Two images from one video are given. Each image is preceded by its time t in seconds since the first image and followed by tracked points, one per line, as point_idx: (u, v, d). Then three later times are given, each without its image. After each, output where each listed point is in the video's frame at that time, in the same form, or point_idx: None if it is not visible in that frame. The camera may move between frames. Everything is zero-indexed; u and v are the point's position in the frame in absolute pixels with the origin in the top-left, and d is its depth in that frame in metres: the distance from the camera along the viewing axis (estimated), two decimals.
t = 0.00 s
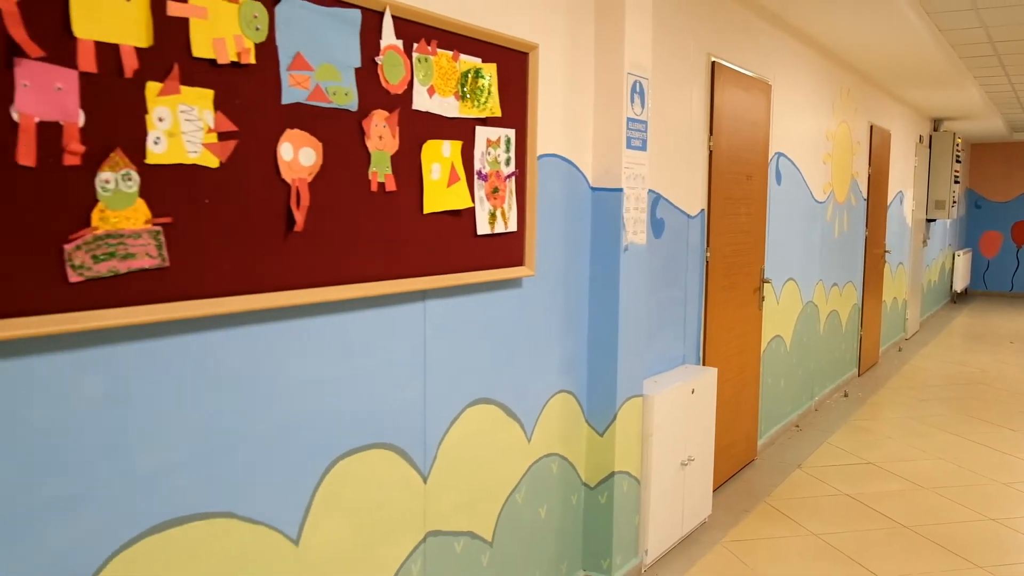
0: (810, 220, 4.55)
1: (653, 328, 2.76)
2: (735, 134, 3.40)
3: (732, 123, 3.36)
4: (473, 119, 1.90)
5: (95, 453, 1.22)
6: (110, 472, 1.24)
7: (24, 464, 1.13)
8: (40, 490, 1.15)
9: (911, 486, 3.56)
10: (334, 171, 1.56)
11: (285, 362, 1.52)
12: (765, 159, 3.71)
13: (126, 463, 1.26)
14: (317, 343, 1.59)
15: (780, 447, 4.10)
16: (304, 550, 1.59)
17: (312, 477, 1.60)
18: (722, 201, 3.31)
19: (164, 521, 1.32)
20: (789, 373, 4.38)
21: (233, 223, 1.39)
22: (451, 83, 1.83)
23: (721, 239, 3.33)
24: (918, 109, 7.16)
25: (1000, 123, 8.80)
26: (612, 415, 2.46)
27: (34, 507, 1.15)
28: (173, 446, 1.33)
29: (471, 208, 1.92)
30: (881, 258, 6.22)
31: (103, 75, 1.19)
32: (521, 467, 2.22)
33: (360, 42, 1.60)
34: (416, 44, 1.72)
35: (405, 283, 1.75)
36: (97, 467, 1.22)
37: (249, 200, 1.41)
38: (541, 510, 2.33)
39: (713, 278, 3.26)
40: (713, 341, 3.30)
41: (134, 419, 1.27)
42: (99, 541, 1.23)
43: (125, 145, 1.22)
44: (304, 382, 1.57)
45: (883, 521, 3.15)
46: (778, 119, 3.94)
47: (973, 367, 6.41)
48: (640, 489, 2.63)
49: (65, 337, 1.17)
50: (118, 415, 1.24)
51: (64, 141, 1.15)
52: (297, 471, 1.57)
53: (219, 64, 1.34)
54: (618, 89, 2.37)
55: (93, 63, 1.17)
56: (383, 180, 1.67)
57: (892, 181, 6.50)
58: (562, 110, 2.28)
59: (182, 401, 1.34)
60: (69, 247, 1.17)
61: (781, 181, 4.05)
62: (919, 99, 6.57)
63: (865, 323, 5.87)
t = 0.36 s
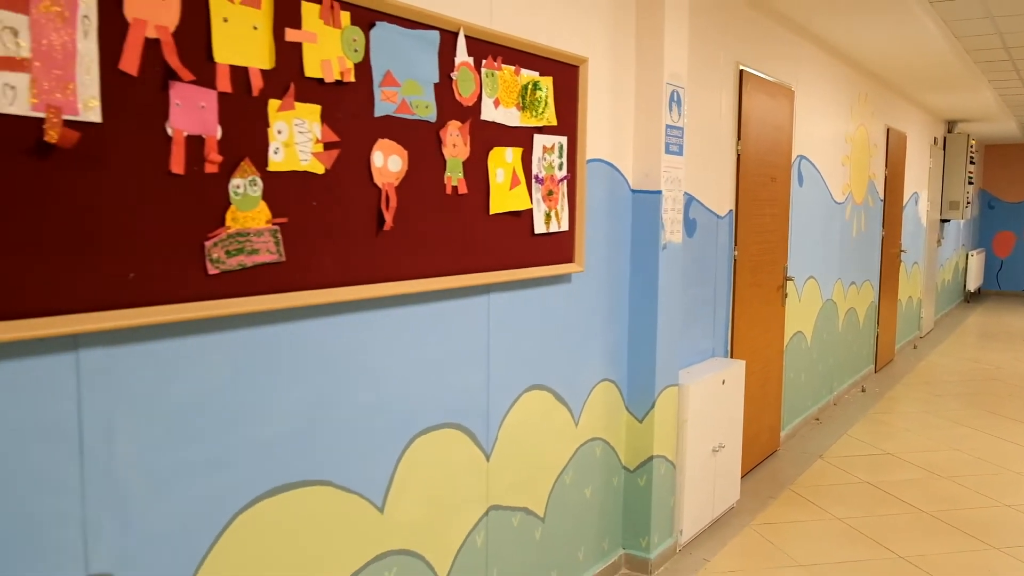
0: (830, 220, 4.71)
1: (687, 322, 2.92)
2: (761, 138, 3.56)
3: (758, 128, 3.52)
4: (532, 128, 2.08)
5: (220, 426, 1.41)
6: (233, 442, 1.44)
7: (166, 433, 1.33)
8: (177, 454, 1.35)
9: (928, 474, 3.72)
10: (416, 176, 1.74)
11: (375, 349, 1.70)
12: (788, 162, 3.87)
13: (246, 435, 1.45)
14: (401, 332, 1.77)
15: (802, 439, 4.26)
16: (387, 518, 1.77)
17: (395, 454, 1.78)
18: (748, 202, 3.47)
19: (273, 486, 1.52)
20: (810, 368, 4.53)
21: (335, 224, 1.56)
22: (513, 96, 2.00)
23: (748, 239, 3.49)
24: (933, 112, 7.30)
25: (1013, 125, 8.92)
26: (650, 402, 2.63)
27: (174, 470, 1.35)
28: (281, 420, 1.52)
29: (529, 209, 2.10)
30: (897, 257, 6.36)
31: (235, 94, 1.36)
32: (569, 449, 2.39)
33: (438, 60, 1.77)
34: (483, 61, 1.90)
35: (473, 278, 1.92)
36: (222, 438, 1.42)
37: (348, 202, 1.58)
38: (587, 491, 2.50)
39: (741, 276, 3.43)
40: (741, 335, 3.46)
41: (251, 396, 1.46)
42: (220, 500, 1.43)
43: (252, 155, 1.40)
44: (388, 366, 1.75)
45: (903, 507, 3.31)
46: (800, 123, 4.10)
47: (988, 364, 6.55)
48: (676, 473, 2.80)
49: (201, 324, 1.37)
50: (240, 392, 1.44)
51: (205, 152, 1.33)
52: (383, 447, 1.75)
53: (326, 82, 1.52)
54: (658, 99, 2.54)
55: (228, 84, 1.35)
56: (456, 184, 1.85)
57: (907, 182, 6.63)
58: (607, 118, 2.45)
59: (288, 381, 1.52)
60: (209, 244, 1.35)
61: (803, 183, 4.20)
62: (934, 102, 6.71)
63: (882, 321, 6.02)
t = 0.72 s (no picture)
0: (849, 219, 4.85)
1: (720, 314, 3.08)
2: (787, 140, 3.71)
3: (784, 130, 3.68)
4: (585, 131, 2.24)
5: (322, 400, 1.59)
6: (334, 415, 1.61)
7: (281, 405, 1.51)
8: (290, 424, 1.53)
9: (945, 463, 3.87)
10: (486, 176, 1.90)
11: (450, 333, 1.87)
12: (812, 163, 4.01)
13: (342, 409, 1.63)
14: (472, 318, 1.94)
15: (822, 430, 4.41)
16: (458, 488, 1.94)
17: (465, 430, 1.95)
18: (775, 202, 3.63)
19: (364, 456, 1.69)
20: (830, 361, 4.68)
21: (419, 220, 1.73)
22: (569, 102, 2.17)
23: (774, 236, 3.65)
24: (948, 113, 7.42)
25: None
26: (687, 389, 2.79)
27: (285, 438, 1.52)
28: (372, 396, 1.69)
29: (581, 207, 2.26)
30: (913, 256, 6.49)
31: (339, 103, 1.53)
32: (613, 431, 2.55)
33: (506, 69, 1.94)
34: (543, 71, 2.07)
35: (534, 269, 2.09)
36: (324, 411, 1.59)
37: (429, 200, 1.75)
38: (628, 472, 2.66)
39: (767, 272, 3.58)
40: (767, 329, 3.62)
41: (348, 374, 1.63)
42: (322, 467, 1.60)
43: (352, 158, 1.56)
44: (461, 350, 1.92)
45: (921, 492, 3.47)
46: (823, 125, 4.24)
47: (1002, 360, 6.68)
48: (709, 456, 2.96)
49: (309, 308, 1.54)
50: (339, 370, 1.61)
51: (316, 155, 1.50)
52: (455, 424, 1.92)
53: (412, 92, 1.68)
54: (696, 104, 2.70)
55: (335, 94, 1.52)
56: (520, 184, 2.02)
57: (923, 182, 6.76)
58: (649, 122, 2.61)
59: (378, 361, 1.70)
60: (318, 237, 1.51)
61: (825, 183, 4.35)
62: (950, 104, 6.83)
63: (898, 318, 6.15)
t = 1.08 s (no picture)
0: (865, 216, 5.00)
1: (746, 306, 3.24)
2: (807, 141, 3.87)
3: (805, 132, 3.84)
4: (626, 134, 2.41)
5: (401, 377, 1.76)
6: (410, 391, 1.78)
7: (368, 380, 1.68)
8: (375, 398, 1.70)
9: (959, 451, 4.02)
10: (540, 175, 2.07)
11: (508, 319, 2.04)
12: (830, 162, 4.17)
13: (417, 386, 1.80)
14: (525, 306, 2.11)
15: (840, 420, 4.56)
16: (514, 462, 2.11)
17: (519, 408, 2.12)
18: (796, 200, 3.79)
19: (435, 429, 1.86)
20: (847, 354, 4.83)
21: (483, 215, 1.90)
22: (612, 106, 2.33)
23: (795, 233, 3.80)
24: (960, 114, 7.56)
25: None
26: (715, 376, 2.96)
27: (371, 411, 1.70)
28: (442, 375, 1.86)
29: (622, 204, 2.43)
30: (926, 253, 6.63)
31: (419, 109, 1.70)
32: (648, 415, 2.72)
33: (557, 76, 2.11)
34: (590, 78, 2.23)
35: (581, 262, 2.25)
36: (403, 387, 1.76)
37: (493, 196, 1.92)
38: (662, 453, 2.83)
39: (789, 267, 3.74)
40: (789, 321, 3.78)
41: (423, 354, 1.80)
42: (400, 438, 1.77)
43: (429, 158, 1.73)
44: (517, 335, 2.09)
45: (937, 477, 3.62)
46: (841, 126, 4.40)
47: (1013, 356, 6.81)
48: (736, 441, 3.12)
49: (391, 294, 1.71)
50: (415, 350, 1.78)
51: (400, 156, 1.67)
52: (512, 403, 2.08)
53: (479, 98, 1.85)
54: (726, 107, 2.87)
55: (415, 101, 1.69)
56: (569, 182, 2.18)
57: (936, 181, 6.90)
58: (681, 124, 2.78)
59: (448, 343, 1.87)
60: (401, 229, 1.68)
61: (842, 182, 4.50)
62: (962, 105, 6.97)
63: (912, 314, 6.30)
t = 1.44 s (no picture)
0: (878, 214, 5.15)
1: (769, 299, 3.40)
2: (825, 141, 4.02)
3: (823, 132, 3.99)
4: (661, 135, 2.57)
5: (465, 358, 1.92)
6: (472, 371, 1.94)
7: (437, 360, 1.84)
8: (443, 376, 1.86)
9: (971, 440, 4.17)
10: (586, 173, 2.23)
11: (555, 307, 2.21)
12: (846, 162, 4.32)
13: (478, 366, 1.96)
14: (571, 295, 2.27)
15: (854, 412, 4.72)
16: (561, 439, 2.28)
17: (566, 390, 2.28)
18: (814, 198, 3.94)
19: (493, 407, 2.02)
20: (861, 348, 4.98)
21: (537, 210, 2.06)
22: (649, 109, 2.49)
23: (814, 229, 3.96)
24: (970, 114, 7.70)
25: None
26: (740, 365, 3.11)
27: (439, 388, 1.86)
28: (499, 357, 2.02)
29: (657, 201, 2.59)
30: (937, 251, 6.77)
31: (484, 112, 1.86)
32: (679, 400, 2.88)
33: (601, 82, 2.27)
34: (629, 82, 2.39)
35: (621, 254, 2.41)
36: (466, 367, 1.93)
37: (545, 192, 2.08)
38: (691, 437, 2.98)
39: (808, 262, 3.89)
40: (808, 315, 3.93)
41: (483, 337, 1.97)
42: (463, 414, 1.93)
43: (492, 158, 1.90)
44: (564, 322, 2.25)
45: (950, 463, 3.78)
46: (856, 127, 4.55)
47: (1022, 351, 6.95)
48: (760, 427, 3.28)
49: (458, 282, 1.87)
50: (476, 334, 1.95)
51: (468, 155, 1.83)
52: (559, 385, 2.24)
53: (534, 102, 2.01)
54: (752, 110, 3.02)
55: (481, 105, 1.85)
56: (611, 180, 2.34)
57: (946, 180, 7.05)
58: (710, 126, 2.93)
59: (504, 328, 2.03)
60: (468, 222, 1.85)
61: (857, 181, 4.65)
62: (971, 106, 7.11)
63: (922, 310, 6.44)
